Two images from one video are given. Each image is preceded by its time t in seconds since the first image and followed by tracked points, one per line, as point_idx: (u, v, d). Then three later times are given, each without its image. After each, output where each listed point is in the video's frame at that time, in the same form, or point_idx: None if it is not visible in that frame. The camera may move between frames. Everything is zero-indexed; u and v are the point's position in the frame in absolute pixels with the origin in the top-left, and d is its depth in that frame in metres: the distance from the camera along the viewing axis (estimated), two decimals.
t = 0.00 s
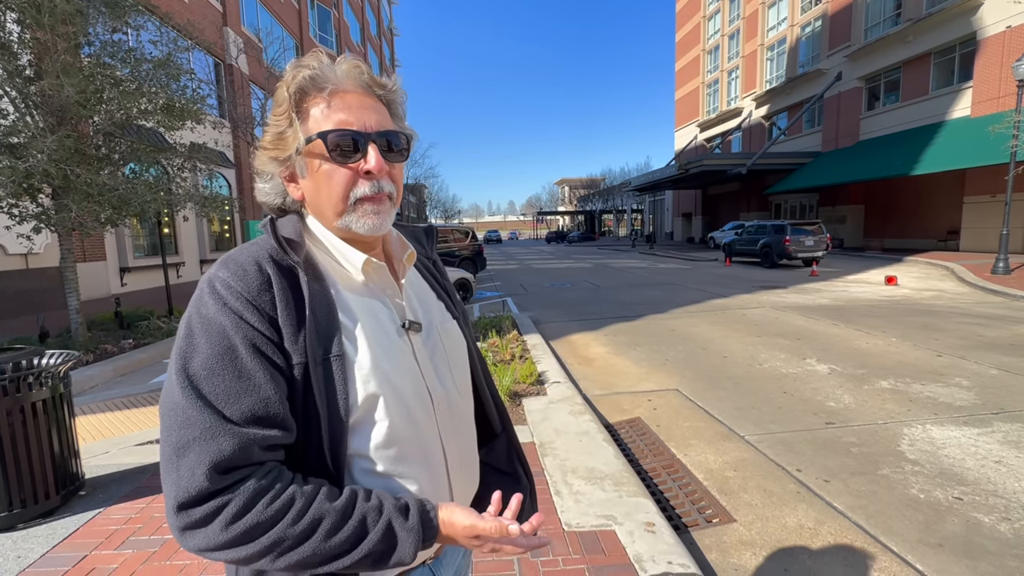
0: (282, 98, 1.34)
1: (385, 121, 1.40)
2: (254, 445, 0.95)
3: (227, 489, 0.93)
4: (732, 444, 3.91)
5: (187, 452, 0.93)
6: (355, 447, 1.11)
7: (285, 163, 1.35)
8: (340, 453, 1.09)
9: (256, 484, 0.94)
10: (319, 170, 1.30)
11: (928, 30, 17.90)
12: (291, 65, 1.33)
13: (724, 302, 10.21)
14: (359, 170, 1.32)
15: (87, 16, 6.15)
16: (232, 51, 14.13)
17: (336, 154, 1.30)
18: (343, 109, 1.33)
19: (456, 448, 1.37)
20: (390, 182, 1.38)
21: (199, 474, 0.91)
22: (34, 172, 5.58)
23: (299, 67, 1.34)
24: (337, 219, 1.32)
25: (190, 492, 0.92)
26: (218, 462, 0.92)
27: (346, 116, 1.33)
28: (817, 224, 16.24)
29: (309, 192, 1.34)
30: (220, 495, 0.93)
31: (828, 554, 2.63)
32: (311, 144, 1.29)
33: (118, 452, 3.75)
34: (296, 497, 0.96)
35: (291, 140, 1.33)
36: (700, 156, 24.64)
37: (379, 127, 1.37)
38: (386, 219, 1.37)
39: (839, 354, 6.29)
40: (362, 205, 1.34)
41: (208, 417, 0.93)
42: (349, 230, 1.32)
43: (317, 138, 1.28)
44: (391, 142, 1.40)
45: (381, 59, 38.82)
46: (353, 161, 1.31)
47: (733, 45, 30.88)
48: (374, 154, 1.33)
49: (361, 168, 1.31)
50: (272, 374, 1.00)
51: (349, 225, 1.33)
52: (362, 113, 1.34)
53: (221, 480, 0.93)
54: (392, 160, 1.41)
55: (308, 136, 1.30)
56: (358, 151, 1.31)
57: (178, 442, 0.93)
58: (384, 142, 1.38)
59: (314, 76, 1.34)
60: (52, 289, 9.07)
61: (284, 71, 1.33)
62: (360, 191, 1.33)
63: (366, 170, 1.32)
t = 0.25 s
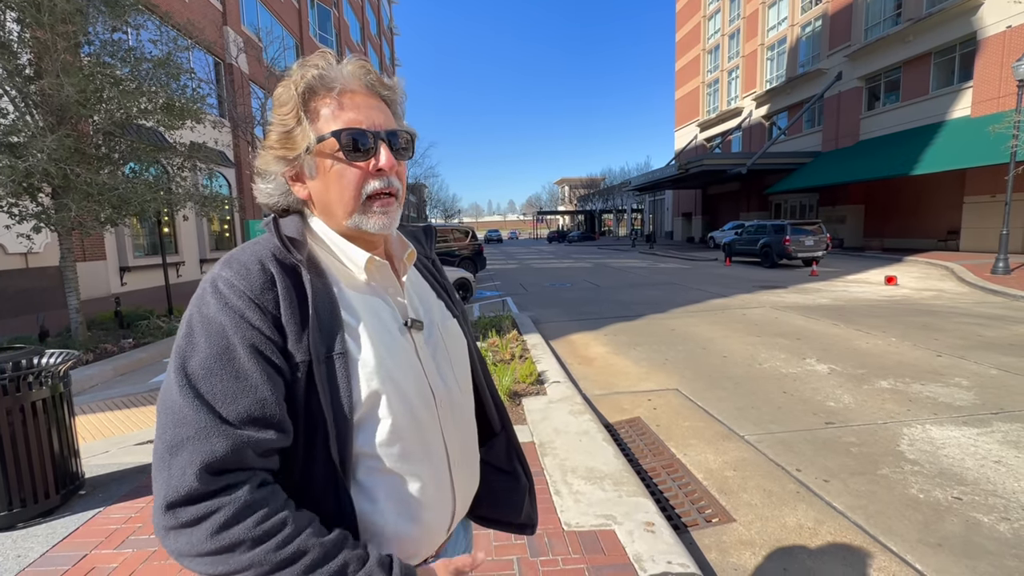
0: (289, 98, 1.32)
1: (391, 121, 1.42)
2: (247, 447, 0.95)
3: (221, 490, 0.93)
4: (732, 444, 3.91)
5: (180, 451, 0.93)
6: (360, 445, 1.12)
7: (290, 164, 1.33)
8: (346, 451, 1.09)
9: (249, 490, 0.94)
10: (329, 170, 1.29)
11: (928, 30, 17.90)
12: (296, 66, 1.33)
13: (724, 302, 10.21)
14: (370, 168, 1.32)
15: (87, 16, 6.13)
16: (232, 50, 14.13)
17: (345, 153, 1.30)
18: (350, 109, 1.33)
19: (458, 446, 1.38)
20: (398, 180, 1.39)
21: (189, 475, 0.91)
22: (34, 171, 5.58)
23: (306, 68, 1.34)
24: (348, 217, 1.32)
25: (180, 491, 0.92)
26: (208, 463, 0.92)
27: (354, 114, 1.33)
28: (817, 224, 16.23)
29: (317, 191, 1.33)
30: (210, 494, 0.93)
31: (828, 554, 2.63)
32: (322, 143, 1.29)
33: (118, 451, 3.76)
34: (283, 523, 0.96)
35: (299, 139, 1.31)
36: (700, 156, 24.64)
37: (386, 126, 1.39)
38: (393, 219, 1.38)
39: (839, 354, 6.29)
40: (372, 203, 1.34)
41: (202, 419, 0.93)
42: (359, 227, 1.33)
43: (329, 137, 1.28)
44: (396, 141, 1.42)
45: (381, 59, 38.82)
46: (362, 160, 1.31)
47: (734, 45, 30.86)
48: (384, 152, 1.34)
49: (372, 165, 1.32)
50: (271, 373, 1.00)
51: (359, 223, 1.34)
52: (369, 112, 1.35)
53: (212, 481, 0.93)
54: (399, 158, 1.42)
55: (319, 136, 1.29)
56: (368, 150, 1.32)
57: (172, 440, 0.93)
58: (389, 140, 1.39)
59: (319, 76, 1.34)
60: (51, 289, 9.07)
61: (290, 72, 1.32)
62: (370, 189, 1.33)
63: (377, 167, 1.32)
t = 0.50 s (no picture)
0: (302, 95, 1.32)
1: (399, 124, 1.45)
2: (209, 455, 0.92)
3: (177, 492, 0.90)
4: (732, 444, 3.91)
5: (142, 449, 0.91)
6: (356, 450, 1.11)
7: (297, 161, 1.31)
8: (342, 458, 1.09)
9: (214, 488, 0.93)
10: (343, 170, 1.31)
11: (927, 30, 17.91)
12: (311, 63, 1.33)
13: (723, 301, 10.22)
14: (383, 169, 1.34)
15: (86, 14, 6.11)
16: (232, 49, 14.13)
17: (361, 155, 1.33)
18: (364, 114, 1.35)
19: (456, 448, 1.37)
20: (406, 182, 1.42)
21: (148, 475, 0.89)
22: (34, 170, 5.57)
23: (320, 65, 1.34)
24: (360, 216, 1.33)
25: (139, 491, 0.90)
26: (166, 463, 0.89)
27: (368, 117, 1.35)
28: (816, 224, 16.23)
29: (326, 190, 1.32)
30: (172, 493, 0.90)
31: (828, 553, 2.63)
32: (339, 144, 1.30)
33: (117, 451, 3.75)
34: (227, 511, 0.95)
35: (312, 137, 1.30)
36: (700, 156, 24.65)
37: (395, 129, 1.42)
38: (401, 218, 1.41)
39: (838, 353, 6.29)
40: (384, 203, 1.36)
41: (176, 418, 0.92)
42: (370, 227, 1.35)
43: (347, 138, 1.30)
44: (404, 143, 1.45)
45: (381, 58, 38.79)
46: (378, 162, 1.34)
47: (733, 45, 30.87)
48: (397, 156, 1.37)
49: (386, 169, 1.34)
50: (253, 379, 0.99)
51: (371, 223, 1.36)
52: (382, 114, 1.38)
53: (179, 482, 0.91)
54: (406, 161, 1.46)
55: (336, 136, 1.30)
56: (381, 154, 1.34)
57: (135, 437, 0.91)
58: (398, 142, 1.42)
59: (335, 78, 1.35)
60: (51, 288, 9.06)
61: (305, 69, 1.32)
62: (384, 191, 1.35)
63: (389, 169, 1.35)
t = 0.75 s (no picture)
0: (367, 92, 1.34)
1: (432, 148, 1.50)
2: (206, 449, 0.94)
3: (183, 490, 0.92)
4: (731, 443, 3.92)
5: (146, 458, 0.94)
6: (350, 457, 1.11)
7: (337, 140, 1.30)
8: (342, 467, 1.08)
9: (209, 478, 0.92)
10: (379, 166, 1.31)
11: (927, 29, 17.94)
12: (380, 73, 1.39)
13: (722, 301, 10.24)
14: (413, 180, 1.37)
15: (85, 13, 6.09)
16: (230, 48, 14.11)
17: (401, 159, 1.34)
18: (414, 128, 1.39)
19: (456, 452, 1.37)
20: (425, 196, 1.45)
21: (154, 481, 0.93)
22: (32, 169, 5.56)
23: (386, 78, 1.40)
24: (377, 214, 1.33)
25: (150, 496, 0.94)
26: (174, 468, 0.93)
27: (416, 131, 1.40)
28: (815, 223, 16.25)
29: (354, 177, 1.31)
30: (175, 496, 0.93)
31: (827, 552, 2.64)
32: (388, 142, 1.32)
33: (117, 450, 3.75)
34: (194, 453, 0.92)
35: (362, 128, 1.30)
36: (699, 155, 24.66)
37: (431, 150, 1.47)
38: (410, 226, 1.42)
39: (837, 353, 6.31)
40: (405, 210, 1.37)
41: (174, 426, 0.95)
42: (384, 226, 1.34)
43: (396, 139, 1.32)
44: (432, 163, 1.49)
45: (380, 56, 38.71)
46: (412, 171, 1.35)
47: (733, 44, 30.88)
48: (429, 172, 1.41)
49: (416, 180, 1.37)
50: (247, 382, 1.00)
51: (384, 224, 1.35)
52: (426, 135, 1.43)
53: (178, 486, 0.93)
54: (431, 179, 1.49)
55: (386, 134, 1.32)
56: (417, 166, 1.37)
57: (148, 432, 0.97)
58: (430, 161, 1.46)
59: (397, 88, 1.41)
60: (50, 287, 9.05)
61: (373, 73, 1.37)
62: (409, 198, 1.37)
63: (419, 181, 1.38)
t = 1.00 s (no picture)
0: (384, 93, 1.35)
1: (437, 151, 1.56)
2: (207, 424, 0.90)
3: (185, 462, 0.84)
4: (728, 442, 3.94)
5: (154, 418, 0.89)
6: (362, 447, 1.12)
7: (358, 143, 1.30)
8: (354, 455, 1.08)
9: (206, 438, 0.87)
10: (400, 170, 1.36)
11: (924, 29, 17.97)
12: (392, 74, 1.40)
13: (720, 300, 10.27)
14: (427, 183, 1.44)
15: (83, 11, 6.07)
16: (228, 46, 14.08)
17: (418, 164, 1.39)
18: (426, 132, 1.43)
19: (459, 445, 1.39)
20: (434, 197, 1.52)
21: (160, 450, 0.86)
22: (29, 168, 5.53)
23: (398, 79, 1.41)
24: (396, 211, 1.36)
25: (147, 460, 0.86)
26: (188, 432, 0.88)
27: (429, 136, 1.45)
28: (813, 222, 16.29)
29: (375, 175, 1.30)
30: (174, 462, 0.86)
31: (823, 550, 2.66)
32: (408, 147, 1.36)
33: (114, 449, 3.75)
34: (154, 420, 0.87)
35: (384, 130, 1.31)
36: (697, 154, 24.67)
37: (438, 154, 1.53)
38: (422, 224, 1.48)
39: (834, 352, 6.33)
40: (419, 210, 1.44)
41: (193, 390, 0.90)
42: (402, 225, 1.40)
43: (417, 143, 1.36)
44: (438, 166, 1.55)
45: (378, 55, 38.64)
46: (426, 170, 1.39)
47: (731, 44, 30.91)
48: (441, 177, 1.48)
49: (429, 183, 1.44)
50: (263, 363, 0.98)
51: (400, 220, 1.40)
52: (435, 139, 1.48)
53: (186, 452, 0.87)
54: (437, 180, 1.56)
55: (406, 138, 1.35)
56: (431, 171, 1.44)
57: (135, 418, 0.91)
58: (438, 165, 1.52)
59: (408, 94, 1.42)
60: (47, 286, 9.03)
61: (386, 75, 1.38)
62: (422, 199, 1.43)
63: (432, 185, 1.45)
